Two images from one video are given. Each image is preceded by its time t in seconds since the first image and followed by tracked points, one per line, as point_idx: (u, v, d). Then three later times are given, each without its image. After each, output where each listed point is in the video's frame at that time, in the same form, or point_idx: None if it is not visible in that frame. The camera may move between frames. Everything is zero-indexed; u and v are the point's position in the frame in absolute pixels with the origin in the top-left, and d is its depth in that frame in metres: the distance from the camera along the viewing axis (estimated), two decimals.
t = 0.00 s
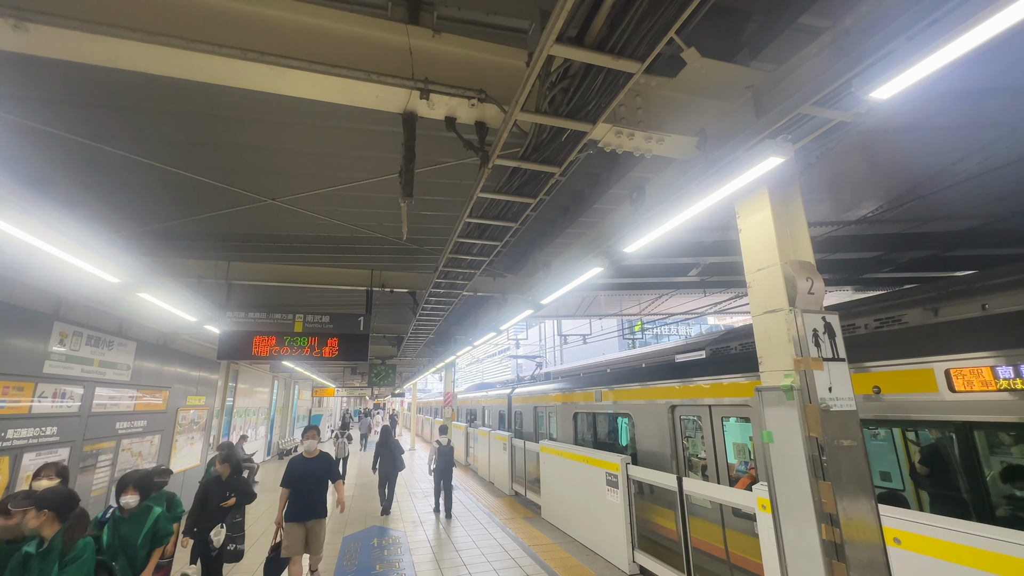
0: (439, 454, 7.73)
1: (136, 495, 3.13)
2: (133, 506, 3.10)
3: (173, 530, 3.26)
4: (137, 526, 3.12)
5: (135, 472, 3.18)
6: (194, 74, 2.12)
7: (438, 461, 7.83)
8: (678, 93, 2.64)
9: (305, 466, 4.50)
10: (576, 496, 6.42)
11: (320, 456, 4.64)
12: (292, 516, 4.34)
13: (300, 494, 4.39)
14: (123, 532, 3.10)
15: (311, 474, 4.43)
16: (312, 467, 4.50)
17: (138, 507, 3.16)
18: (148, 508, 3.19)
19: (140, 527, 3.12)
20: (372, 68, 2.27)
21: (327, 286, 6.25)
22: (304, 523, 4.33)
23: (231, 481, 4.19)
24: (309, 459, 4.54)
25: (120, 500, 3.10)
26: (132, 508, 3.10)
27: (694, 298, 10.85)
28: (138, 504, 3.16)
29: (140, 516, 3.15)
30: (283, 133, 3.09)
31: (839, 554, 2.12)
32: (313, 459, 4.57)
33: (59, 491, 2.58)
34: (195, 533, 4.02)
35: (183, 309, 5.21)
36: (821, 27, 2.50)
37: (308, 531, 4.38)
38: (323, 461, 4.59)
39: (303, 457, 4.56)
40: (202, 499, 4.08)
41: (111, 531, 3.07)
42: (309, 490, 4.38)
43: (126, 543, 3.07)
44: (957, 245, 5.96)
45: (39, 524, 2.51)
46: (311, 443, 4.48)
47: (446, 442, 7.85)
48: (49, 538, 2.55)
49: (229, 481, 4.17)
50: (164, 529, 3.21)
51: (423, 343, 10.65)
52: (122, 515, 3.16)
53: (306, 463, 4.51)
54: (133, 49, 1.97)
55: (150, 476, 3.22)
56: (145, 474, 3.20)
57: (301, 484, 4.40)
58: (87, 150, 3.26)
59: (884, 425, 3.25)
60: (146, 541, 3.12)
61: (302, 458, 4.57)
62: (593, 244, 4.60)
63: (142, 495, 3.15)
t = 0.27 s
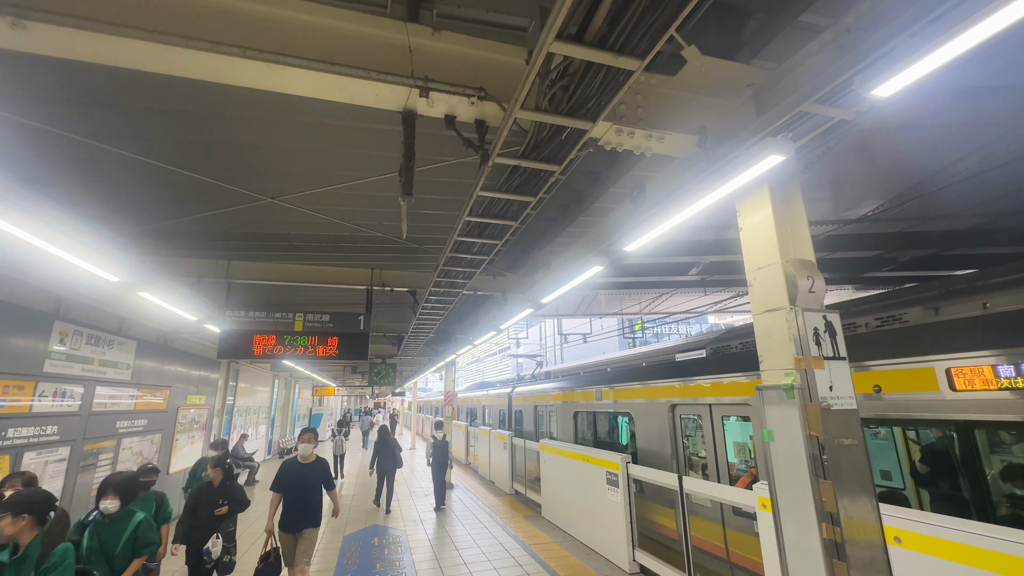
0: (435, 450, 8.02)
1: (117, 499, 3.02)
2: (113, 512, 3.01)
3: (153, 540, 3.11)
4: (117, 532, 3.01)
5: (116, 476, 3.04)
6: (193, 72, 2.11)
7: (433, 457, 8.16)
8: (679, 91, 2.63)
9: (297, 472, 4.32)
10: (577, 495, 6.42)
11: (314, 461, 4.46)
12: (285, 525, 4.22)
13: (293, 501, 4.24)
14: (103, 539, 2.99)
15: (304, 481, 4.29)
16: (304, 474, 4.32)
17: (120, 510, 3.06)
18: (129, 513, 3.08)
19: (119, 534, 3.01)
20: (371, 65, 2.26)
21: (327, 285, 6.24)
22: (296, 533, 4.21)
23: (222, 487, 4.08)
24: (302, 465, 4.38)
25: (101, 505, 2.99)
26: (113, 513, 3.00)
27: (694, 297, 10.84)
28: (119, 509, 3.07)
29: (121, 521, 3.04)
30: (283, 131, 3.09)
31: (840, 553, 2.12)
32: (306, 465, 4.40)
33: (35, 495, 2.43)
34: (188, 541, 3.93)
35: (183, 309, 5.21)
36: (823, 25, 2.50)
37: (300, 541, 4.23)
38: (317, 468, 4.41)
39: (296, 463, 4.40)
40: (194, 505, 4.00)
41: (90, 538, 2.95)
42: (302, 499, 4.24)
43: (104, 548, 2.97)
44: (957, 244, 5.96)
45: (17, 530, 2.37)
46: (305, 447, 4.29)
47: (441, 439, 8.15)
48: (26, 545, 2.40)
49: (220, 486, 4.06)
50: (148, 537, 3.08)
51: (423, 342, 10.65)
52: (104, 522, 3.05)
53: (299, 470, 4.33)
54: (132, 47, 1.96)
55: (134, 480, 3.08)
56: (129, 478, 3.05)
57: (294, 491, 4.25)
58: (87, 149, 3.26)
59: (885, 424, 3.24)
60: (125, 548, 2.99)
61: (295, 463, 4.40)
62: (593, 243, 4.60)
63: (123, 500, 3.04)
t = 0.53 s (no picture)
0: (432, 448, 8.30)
1: (92, 507, 2.73)
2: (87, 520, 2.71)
3: (136, 549, 2.80)
4: (93, 544, 2.71)
5: (95, 480, 2.78)
6: (192, 70, 2.10)
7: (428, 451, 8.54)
8: (680, 89, 2.62)
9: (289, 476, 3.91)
10: (577, 493, 6.43)
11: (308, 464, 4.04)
12: (276, 534, 3.78)
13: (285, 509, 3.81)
14: (78, 552, 2.69)
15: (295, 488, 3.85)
16: (297, 479, 3.90)
17: (93, 521, 2.75)
18: (104, 523, 2.78)
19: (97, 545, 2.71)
20: (372, 63, 2.26)
21: (327, 284, 6.24)
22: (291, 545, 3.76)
23: (212, 489, 3.79)
24: (295, 469, 3.95)
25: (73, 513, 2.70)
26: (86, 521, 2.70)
27: (694, 296, 10.84)
28: (96, 518, 2.77)
29: (98, 531, 2.75)
30: (283, 130, 3.08)
31: (841, 552, 2.12)
32: (299, 469, 3.97)
33: None
34: (177, 547, 3.69)
35: (184, 307, 5.20)
36: (824, 23, 2.49)
37: (295, 553, 3.78)
38: (311, 472, 3.98)
39: (288, 467, 3.98)
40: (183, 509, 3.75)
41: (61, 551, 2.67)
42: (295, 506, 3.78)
43: (79, 563, 2.67)
44: (957, 242, 5.95)
45: None
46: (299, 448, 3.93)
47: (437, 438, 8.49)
48: None
49: (211, 488, 3.78)
50: (129, 547, 2.77)
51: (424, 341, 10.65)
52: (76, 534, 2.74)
53: (291, 474, 3.91)
54: (132, 45, 1.95)
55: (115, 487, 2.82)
56: (109, 484, 2.79)
57: (286, 497, 3.84)
58: (87, 147, 3.25)
59: (885, 423, 3.24)
60: (104, 560, 2.69)
61: (287, 467, 3.97)
62: (594, 241, 4.59)
63: (100, 506, 2.76)
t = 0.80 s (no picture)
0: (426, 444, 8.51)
1: (68, 518, 2.58)
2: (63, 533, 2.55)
3: (118, 563, 2.66)
4: (71, 558, 2.57)
5: (73, 488, 2.63)
6: (191, 68, 2.10)
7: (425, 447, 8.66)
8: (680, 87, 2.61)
9: (270, 489, 3.45)
10: (577, 492, 6.43)
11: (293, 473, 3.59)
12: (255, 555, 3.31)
13: (264, 528, 3.34)
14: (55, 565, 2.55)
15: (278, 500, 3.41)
16: (280, 491, 3.45)
17: (73, 533, 2.61)
18: (85, 536, 2.63)
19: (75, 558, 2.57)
20: (371, 61, 2.25)
21: (326, 282, 6.23)
22: (273, 567, 3.31)
23: (196, 496, 3.52)
24: (278, 480, 3.51)
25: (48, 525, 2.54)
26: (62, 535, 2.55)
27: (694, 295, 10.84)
28: (74, 530, 2.62)
29: (76, 544, 2.60)
30: (282, 128, 3.08)
31: (841, 550, 2.12)
32: (282, 479, 3.52)
33: None
34: (157, 560, 3.35)
35: (184, 306, 5.20)
36: (825, 22, 2.49)
37: None
38: (296, 484, 3.51)
39: (270, 477, 3.53)
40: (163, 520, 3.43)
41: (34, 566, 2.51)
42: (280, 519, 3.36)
43: None
44: (958, 241, 5.95)
45: None
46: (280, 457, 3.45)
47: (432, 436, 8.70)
48: None
49: (194, 496, 3.51)
50: (109, 561, 2.62)
51: (423, 340, 10.65)
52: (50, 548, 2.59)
53: (273, 486, 3.46)
54: (130, 43, 1.95)
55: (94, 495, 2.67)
56: (88, 492, 2.63)
57: (265, 513, 3.37)
58: (86, 146, 3.24)
59: (885, 421, 3.24)
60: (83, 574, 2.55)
61: (269, 477, 3.53)
62: (593, 240, 4.58)
63: (77, 517, 2.60)
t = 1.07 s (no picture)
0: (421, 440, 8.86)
1: (46, 525, 2.49)
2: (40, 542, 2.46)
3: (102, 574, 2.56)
4: (51, 569, 2.47)
5: (52, 494, 2.57)
6: (190, 66, 2.09)
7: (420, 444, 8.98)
8: (680, 85, 2.61)
9: (256, 489, 3.27)
10: (576, 490, 6.44)
11: (280, 472, 3.42)
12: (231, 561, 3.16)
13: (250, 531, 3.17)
14: None
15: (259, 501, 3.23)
16: (265, 492, 3.28)
17: (52, 544, 2.52)
18: (66, 546, 2.54)
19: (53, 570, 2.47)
20: (370, 58, 2.24)
21: (326, 281, 6.23)
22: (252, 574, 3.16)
23: (185, 497, 3.47)
24: (264, 479, 3.33)
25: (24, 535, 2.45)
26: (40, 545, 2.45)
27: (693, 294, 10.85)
28: (53, 541, 2.53)
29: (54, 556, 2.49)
30: (282, 126, 3.07)
31: (840, 549, 2.12)
32: (268, 479, 3.34)
33: None
34: (143, 562, 3.31)
35: (183, 305, 5.19)
36: (825, 19, 2.48)
37: None
38: (283, 483, 3.35)
39: (255, 476, 3.35)
40: (150, 522, 3.38)
41: None
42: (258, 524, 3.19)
43: None
44: (957, 240, 5.95)
45: None
46: (267, 455, 3.28)
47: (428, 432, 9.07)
48: None
49: (182, 497, 3.46)
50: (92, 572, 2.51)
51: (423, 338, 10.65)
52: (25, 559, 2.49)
53: (256, 487, 3.29)
54: (128, 40, 1.94)
55: (74, 502, 2.59)
56: (67, 498, 2.56)
57: (250, 514, 3.21)
58: (84, 144, 3.23)
59: (884, 420, 3.24)
60: None
61: (254, 476, 3.34)
62: (593, 238, 4.58)
63: (54, 525, 2.51)
